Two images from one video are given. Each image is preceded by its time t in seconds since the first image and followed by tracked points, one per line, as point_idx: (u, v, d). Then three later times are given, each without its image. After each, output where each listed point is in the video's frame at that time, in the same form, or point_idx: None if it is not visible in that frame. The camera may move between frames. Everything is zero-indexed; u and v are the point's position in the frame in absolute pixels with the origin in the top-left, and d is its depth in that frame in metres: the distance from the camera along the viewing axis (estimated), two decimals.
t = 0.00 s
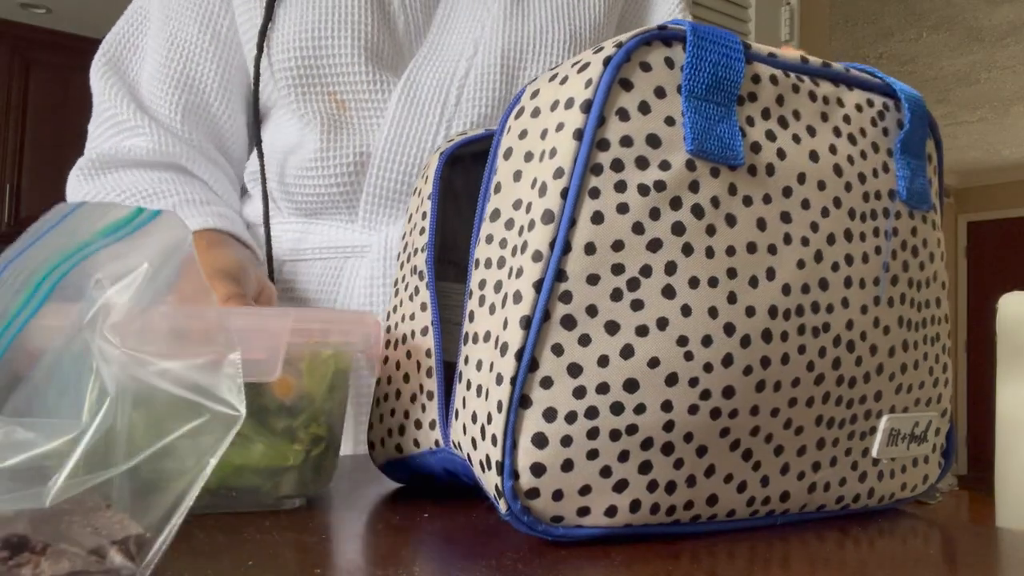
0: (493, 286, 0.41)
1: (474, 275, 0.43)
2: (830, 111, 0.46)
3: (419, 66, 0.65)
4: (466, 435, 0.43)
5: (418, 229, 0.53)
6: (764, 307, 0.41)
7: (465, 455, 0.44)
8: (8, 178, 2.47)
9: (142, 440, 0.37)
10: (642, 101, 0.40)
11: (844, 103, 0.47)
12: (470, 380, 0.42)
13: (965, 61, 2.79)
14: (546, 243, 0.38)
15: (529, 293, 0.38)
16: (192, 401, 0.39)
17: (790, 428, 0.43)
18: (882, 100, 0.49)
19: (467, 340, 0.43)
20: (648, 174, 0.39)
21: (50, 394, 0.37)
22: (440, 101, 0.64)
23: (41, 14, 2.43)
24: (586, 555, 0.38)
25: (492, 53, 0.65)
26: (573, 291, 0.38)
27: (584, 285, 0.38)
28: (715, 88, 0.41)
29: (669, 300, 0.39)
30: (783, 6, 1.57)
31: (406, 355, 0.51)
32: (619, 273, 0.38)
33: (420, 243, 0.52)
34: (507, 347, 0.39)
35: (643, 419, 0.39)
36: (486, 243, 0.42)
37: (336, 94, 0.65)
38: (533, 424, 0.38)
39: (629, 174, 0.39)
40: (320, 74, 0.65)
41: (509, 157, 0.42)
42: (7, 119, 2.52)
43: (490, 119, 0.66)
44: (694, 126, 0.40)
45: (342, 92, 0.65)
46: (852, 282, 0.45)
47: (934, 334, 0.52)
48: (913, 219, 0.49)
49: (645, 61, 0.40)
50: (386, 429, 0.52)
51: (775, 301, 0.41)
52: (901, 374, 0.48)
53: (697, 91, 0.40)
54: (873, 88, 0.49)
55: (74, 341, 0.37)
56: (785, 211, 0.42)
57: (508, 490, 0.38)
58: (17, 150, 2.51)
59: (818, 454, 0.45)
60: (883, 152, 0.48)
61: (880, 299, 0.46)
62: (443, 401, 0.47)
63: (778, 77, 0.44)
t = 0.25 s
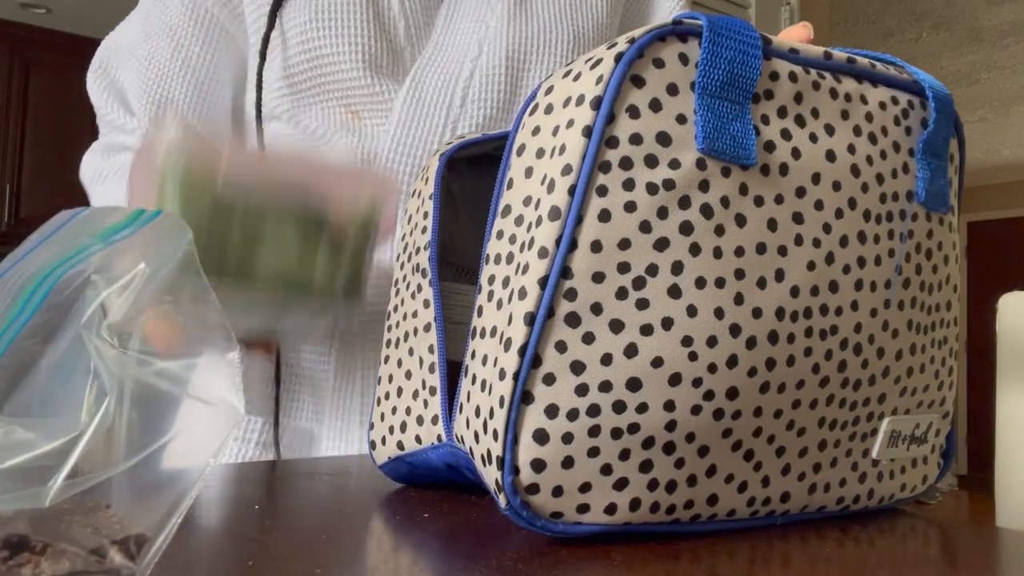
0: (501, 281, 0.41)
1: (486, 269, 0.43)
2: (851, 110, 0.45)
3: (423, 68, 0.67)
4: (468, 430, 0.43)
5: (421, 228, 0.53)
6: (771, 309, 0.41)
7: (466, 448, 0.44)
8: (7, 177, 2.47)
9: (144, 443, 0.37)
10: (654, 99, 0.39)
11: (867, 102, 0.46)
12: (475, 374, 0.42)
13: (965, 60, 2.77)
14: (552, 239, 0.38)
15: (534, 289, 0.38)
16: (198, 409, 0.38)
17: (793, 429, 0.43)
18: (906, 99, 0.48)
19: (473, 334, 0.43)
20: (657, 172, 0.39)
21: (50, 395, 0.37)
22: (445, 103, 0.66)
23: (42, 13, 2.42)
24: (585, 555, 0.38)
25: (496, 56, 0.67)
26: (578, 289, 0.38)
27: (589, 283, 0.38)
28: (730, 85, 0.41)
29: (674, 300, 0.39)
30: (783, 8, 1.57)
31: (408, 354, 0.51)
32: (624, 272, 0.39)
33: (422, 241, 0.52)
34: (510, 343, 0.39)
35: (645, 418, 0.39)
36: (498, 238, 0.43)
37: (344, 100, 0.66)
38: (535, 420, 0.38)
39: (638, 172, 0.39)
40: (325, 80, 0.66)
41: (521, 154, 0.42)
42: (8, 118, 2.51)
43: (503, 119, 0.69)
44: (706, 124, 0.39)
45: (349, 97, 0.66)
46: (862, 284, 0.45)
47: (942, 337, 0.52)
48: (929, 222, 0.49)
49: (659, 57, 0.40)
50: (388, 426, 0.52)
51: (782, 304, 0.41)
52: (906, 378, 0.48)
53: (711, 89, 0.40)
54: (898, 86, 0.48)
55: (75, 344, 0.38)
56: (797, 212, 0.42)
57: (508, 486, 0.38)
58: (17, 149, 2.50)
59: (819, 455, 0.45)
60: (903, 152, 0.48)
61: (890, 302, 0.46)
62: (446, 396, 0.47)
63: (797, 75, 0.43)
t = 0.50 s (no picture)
0: (500, 282, 0.41)
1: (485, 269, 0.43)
2: (847, 109, 0.45)
3: (414, 66, 0.67)
4: (467, 431, 0.43)
5: (422, 228, 0.53)
6: (770, 309, 0.41)
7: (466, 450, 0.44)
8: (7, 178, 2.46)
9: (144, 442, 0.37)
10: (652, 99, 0.39)
11: (864, 101, 0.46)
12: (474, 376, 0.42)
13: (965, 60, 2.78)
14: (550, 241, 0.38)
15: (533, 290, 0.38)
16: (198, 410, 0.39)
17: (792, 429, 0.43)
18: (902, 99, 0.48)
19: (473, 335, 0.43)
20: (656, 173, 0.39)
21: (50, 396, 0.37)
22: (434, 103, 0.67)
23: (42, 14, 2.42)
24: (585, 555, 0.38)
25: (485, 54, 0.67)
26: (577, 290, 0.38)
27: (589, 284, 0.38)
28: (728, 85, 0.41)
29: (674, 300, 0.39)
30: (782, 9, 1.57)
31: (407, 354, 0.51)
32: (624, 273, 0.38)
33: (422, 241, 0.52)
34: (509, 344, 0.39)
35: (644, 418, 0.39)
36: (493, 240, 0.43)
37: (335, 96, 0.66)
38: (535, 421, 0.38)
39: (636, 173, 0.39)
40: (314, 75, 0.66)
41: (520, 154, 0.42)
42: (8, 119, 2.51)
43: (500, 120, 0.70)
44: (704, 124, 0.39)
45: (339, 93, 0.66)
46: (860, 284, 0.45)
47: (940, 336, 0.52)
48: (926, 221, 0.49)
49: (656, 57, 0.40)
50: (388, 427, 0.52)
51: (781, 304, 0.41)
52: (906, 377, 0.48)
53: (709, 89, 0.40)
54: (894, 86, 0.48)
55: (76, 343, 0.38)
56: (795, 212, 0.42)
57: (508, 487, 0.38)
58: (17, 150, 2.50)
59: (819, 455, 0.45)
60: (900, 152, 0.48)
61: (888, 301, 0.46)
62: (446, 396, 0.47)
63: (794, 74, 0.43)
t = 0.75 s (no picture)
0: (503, 277, 0.41)
1: (489, 264, 0.43)
2: (854, 108, 0.45)
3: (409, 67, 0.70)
4: (469, 427, 0.43)
5: (410, 229, 0.53)
6: (772, 307, 0.41)
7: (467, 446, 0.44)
8: (8, 179, 2.46)
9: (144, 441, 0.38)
10: (655, 96, 0.40)
11: (872, 100, 0.46)
12: (476, 371, 0.42)
13: (965, 59, 2.77)
14: (553, 236, 0.38)
15: (535, 285, 0.38)
16: (199, 410, 0.39)
17: (793, 427, 0.43)
18: (910, 98, 0.48)
19: (475, 331, 0.43)
20: (659, 169, 0.39)
21: (50, 396, 0.37)
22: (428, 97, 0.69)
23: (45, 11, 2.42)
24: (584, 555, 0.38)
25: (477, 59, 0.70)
26: (579, 284, 0.38)
27: (591, 279, 0.38)
28: (732, 83, 0.41)
29: (676, 297, 0.39)
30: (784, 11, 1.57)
31: (404, 355, 0.51)
32: (626, 268, 0.39)
33: (412, 241, 0.52)
34: (511, 338, 0.39)
35: (645, 414, 0.39)
36: (499, 236, 0.42)
37: (336, 90, 0.69)
38: (536, 416, 0.38)
39: (639, 169, 0.39)
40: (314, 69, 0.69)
41: (525, 151, 0.42)
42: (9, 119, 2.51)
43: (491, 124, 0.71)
44: (708, 121, 0.40)
45: (341, 89, 0.70)
46: (863, 283, 0.45)
47: (943, 337, 0.52)
48: (932, 221, 0.49)
49: (660, 55, 0.40)
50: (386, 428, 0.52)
51: (783, 302, 0.41)
52: (907, 378, 0.48)
53: (713, 86, 0.40)
54: (902, 84, 0.48)
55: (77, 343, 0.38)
56: (799, 209, 0.42)
57: (508, 482, 0.39)
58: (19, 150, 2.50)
59: (819, 455, 0.45)
60: (906, 152, 0.47)
61: (891, 301, 0.46)
62: (444, 395, 0.47)
63: (800, 72, 0.43)
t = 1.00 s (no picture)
0: (501, 266, 0.41)
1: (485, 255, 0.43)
2: (857, 108, 0.45)
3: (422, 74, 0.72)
4: (462, 407, 0.43)
5: (402, 228, 0.54)
6: (764, 303, 0.41)
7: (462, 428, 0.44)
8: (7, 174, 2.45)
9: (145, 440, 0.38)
10: (654, 91, 0.39)
11: (874, 100, 0.46)
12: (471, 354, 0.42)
13: (965, 60, 2.80)
14: (547, 227, 0.38)
15: (527, 274, 0.38)
16: (197, 409, 0.40)
17: (781, 423, 0.43)
18: (914, 99, 0.48)
19: (473, 317, 0.42)
20: (654, 164, 0.39)
21: (50, 396, 0.37)
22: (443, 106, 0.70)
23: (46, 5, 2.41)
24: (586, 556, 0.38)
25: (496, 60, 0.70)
26: (570, 276, 0.38)
27: (583, 272, 0.38)
28: (733, 80, 0.40)
29: (665, 291, 0.39)
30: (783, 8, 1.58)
31: (401, 347, 0.52)
32: (617, 261, 0.39)
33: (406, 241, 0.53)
34: (502, 326, 0.39)
35: (632, 405, 0.39)
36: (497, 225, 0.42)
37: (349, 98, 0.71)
38: (522, 402, 0.39)
39: (634, 164, 0.39)
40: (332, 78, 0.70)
41: (524, 142, 0.41)
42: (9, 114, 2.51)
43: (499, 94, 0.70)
44: (705, 118, 0.39)
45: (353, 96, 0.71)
46: (858, 283, 0.45)
47: (938, 339, 0.52)
48: (930, 223, 0.49)
49: (662, 50, 0.40)
50: (384, 419, 0.53)
51: (775, 299, 0.41)
52: (899, 378, 0.49)
53: (713, 82, 0.40)
54: (905, 83, 0.48)
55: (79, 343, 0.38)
56: (796, 208, 0.42)
57: (493, 464, 0.39)
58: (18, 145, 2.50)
59: (808, 451, 0.45)
60: (908, 153, 0.47)
61: (886, 301, 0.46)
62: (442, 385, 0.48)
63: (802, 70, 0.43)
